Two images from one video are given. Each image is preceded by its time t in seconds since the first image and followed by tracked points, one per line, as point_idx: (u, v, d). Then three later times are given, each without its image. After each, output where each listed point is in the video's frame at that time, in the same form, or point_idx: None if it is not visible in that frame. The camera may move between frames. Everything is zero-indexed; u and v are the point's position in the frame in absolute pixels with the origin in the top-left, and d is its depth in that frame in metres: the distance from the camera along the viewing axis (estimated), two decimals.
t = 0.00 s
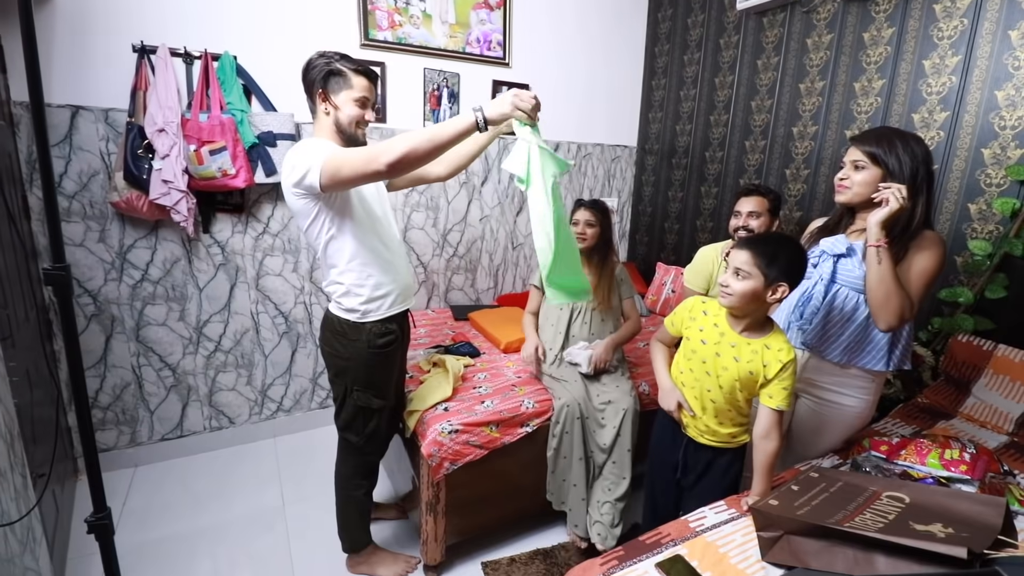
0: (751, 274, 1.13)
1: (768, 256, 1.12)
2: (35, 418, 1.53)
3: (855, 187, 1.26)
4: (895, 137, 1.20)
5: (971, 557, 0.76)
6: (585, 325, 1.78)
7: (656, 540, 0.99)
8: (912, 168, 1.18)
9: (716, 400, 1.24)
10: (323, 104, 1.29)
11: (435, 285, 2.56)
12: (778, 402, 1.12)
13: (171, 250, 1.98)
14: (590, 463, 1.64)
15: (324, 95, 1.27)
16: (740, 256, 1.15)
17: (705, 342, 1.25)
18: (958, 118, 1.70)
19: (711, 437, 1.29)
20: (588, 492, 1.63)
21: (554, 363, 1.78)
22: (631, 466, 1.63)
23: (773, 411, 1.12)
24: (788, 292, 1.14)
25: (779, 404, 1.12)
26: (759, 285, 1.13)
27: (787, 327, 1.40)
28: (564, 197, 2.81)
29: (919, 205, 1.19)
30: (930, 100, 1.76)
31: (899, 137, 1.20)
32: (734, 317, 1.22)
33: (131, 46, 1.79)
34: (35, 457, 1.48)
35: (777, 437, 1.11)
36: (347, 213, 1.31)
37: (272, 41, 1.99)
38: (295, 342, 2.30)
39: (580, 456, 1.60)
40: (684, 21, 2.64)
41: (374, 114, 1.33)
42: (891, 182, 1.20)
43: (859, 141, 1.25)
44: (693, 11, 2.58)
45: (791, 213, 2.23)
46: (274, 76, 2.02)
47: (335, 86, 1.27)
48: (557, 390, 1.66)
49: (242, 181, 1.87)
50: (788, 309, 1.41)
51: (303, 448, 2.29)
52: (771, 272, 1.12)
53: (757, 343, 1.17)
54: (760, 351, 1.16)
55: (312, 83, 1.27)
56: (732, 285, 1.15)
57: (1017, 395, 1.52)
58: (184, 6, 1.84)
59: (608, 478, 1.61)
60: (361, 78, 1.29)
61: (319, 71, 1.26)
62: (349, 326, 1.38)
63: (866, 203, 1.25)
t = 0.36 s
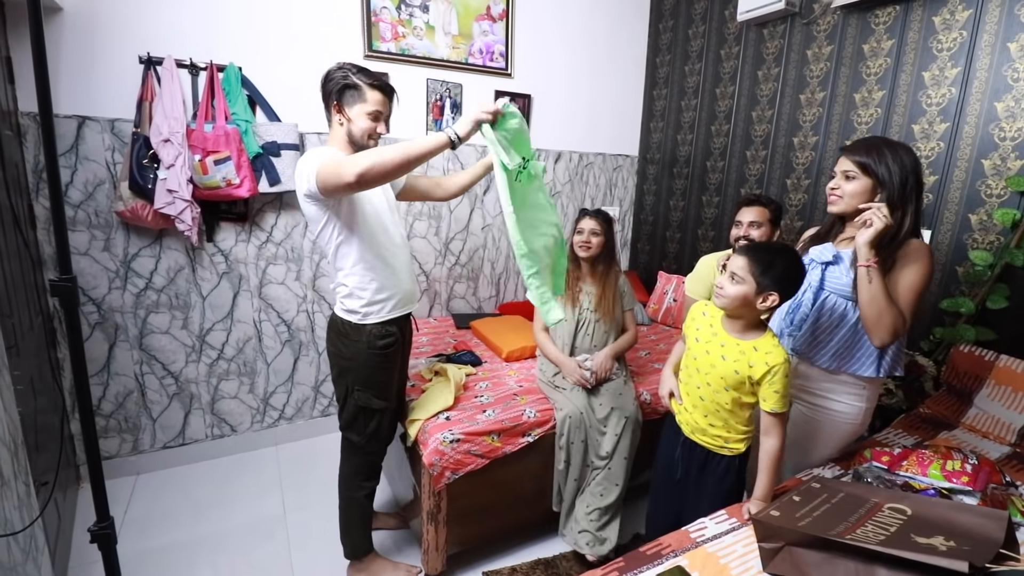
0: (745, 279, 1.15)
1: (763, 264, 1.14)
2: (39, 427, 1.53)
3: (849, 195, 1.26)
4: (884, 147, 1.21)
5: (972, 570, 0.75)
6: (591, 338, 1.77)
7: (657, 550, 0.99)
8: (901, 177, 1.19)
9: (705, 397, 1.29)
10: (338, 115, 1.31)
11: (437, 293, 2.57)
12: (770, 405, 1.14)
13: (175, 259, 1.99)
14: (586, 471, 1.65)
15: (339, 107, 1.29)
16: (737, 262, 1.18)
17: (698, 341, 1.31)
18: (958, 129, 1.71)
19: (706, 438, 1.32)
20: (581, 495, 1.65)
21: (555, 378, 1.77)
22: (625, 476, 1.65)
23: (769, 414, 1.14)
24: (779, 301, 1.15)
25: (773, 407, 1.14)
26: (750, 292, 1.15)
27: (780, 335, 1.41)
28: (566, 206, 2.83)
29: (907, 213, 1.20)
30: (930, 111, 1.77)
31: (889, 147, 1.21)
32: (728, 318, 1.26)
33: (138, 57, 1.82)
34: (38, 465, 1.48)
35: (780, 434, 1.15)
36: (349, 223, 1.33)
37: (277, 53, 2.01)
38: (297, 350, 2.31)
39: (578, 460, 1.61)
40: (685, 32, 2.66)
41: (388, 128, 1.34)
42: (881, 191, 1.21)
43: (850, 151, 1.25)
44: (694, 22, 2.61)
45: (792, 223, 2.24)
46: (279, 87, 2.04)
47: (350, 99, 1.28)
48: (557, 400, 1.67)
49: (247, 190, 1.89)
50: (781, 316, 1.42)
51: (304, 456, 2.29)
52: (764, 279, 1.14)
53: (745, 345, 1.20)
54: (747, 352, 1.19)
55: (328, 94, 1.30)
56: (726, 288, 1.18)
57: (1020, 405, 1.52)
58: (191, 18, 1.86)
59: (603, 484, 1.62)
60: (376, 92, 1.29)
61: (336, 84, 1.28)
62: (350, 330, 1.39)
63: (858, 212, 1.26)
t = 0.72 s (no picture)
0: (734, 275, 1.18)
1: (750, 259, 1.17)
2: (44, 428, 1.54)
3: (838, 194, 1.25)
4: (875, 145, 1.21)
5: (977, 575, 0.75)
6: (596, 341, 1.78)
7: (659, 554, 0.98)
8: (890, 176, 1.19)
9: (706, 397, 1.29)
10: (381, 121, 1.31)
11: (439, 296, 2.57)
12: (775, 405, 1.14)
13: (179, 261, 2.00)
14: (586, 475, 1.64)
15: (386, 115, 1.29)
16: (728, 260, 1.21)
17: (701, 341, 1.31)
18: (961, 131, 1.70)
19: (709, 440, 1.31)
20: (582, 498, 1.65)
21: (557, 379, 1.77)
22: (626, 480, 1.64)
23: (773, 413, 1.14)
24: (769, 295, 1.17)
25: (778, 407, 1.14)
26: (740, 287, 1.17)
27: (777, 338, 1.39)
28: (569, 209, 2.83)
29: (892, 211, 1.20)
30: (933, 113, 1.77)
31: (880, 146, 1.20)
32: (726, 316, 1.27)
33: (144, 62, 1.83)
34: (44, 465, 1.49)
35: (785, 434, 1.15)
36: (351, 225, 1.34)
37: (280, 57, 2.02)
38: (300, 352, 2.32)
39: (579, 465, 1.61)
40: (687, 34, 2.66)
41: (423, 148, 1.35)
42: (869, 190, 1.21)
43: (841, 148, 1.25)
44: (696, 25, 2.61)
45: (795, 225, 2.23)
46: (283, 90, 2.05)
47: (399, 112, 1.29)
48: (559, 403, 1.65)
49: (251, 194, 1.90)
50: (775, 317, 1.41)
51: (307, 458, 2.29)
52: (752, 273, 1.16)
53: (744, 344, 1.20)
54: (747, 352, 1.19)
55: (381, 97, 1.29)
56: (718, 286, 1.21)
57: None
58: (195, 22, 1.87)
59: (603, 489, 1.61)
60: (425, 114, 1.30)
61: (389, 93, 1.28)
62: (354, 333, 1.40)
63: (847, 210, 1.26)
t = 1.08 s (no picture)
0: (760, 271, 1.17)
1: (776, 254, 1.15)
2: (84, 422, 1.60)
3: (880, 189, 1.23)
4: (916, 138, 1.18)
5: None
6: (619, 340, 1.78)
7: (687, 551, 0.98)
8: (933, 168, 1.15)
9: (734, 396, 1.28)
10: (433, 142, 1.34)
11: (461, 293, 2.59)
12: (803, 404, 1.13)
13: (209, 261, 2.06)
14: (610, 474, 1.64)
15: (439, 140, 1.33)
16: (753, 255, 1.20)
17: (729, 339, 1.30)
18: (1000, 120, 1.64)
19: (736, 438, 1.30)
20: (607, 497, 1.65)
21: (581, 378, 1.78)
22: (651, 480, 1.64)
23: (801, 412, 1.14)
24: (796, 289, 1.14)
25: (806, 406, 1.13)
26: (766, 282, 1.16)
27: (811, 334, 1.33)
28: (589, 206, 2.82)
29: (936, 206, 1.16)
30: (969, 102, 1.71)
31: (921, 137, 1.17)
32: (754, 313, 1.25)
33: (173, 67, 1.88)
34: (85, 458, 1.55)
35: (813, 433, 1.15)
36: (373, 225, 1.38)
37: (304, 59, 2.05)
38: (326, 349, 2.36)
39: (603, 464, 1.61)
40: (710, 26, 2.62)
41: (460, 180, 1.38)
42: (911, 184, 1.18)
43: (880, 141, 1.22)
44: (719, 16, 2.56)
45: (823, 219, 2.19)
46: (306, 92, 2.09)
47: (452, 143, 1.32)
48: (583, 401, 1.66)
49: (277, 194, 1.94)
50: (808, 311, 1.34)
51: (333, 453, 2.33)
52: (778, 267, 1.15)
53: (772, 342, 1.19)
54: (775, 349, 1.18)
55: (440, 124, 1.32)
56: (744, 282, 1.20)
57: None
58: (221, 26, 1.91)
59: (628, 489, 1.61)
60: (472, 155, 1.33)
61: (450, 122, 1.31)
62: (379, 330, 1.42)
63: (888, 204, 1.23)
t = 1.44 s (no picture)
0: (776, 287, 1.17)
1: (791, 270, 1.16)
2: (99, 408, 1.63)
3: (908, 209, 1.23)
4: (950, 159, 1.18)
5: None
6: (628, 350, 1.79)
7: (690, 560, 0.98)
8: (967, 192, 1.16)
9: (745, 409, 1.29)
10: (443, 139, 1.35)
11: (472, 295, 2.61)
12: (815, 420, 1.14)
13: (226, 254, 2.09)
14: (614, 483, 1.64)
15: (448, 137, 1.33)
16: (769, 271, 1.20)
17: (743, 352, 1.31)
18: (1019, 141, 1.64)
19: (744, 451, 1.31)
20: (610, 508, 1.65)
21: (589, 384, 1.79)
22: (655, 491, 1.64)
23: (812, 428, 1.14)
24: (812, 307, 1.15)
25: (818, 422, 1.14)
26: (782, 299, 1.16)
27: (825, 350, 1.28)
28: (602, 212, 2.83)
29: (967, 231, 1.17)
30: (988, 122, 1.70)
31: (955, 159, 1.18)
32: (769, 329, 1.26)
33: (200, 63, 1.92)
34: (98, 443, 1.58)
35: (823, 450, 1.16)
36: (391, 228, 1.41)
37: (327, 58, 2.09)
38: (336, 345, 2.38)
39: (608, 474, 1.60)
40: (729, 38, 2.63)
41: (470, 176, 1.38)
42: (943, 208, 1.19)
43: (913, 162, 1.23)
44: (739, 29, 2.57)
45: (837, 234, 2.18)
46: (328, 91, 2.12)
47: (460, 139, 1.31)
48: (591, 408, 1.66)
49: (296, 190, 1.97)
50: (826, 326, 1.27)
51: (339, 449, 2.35)
52: (794, 284, 1.15)
53: (787, 357, 1.19)
54: (789, 364, 1.18)
55: (450, 120, 1.33)
56: (758, 298, 1.20)
57: None
58: (247, 24, 1.95)
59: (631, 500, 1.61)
60: (481, 152, 1.32)
61: (461, 118, 1.31)
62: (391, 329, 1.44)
63: (918, 226, 1.24)
